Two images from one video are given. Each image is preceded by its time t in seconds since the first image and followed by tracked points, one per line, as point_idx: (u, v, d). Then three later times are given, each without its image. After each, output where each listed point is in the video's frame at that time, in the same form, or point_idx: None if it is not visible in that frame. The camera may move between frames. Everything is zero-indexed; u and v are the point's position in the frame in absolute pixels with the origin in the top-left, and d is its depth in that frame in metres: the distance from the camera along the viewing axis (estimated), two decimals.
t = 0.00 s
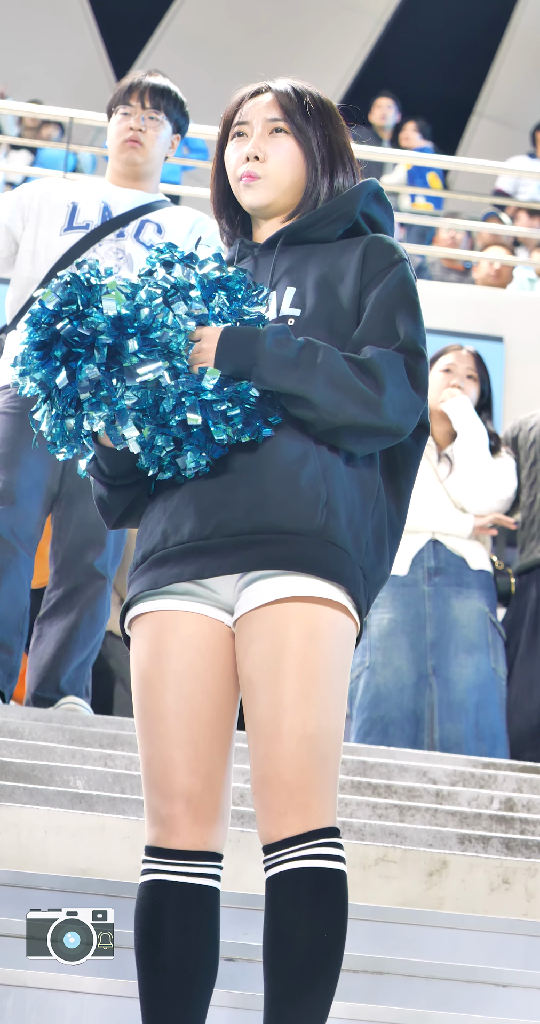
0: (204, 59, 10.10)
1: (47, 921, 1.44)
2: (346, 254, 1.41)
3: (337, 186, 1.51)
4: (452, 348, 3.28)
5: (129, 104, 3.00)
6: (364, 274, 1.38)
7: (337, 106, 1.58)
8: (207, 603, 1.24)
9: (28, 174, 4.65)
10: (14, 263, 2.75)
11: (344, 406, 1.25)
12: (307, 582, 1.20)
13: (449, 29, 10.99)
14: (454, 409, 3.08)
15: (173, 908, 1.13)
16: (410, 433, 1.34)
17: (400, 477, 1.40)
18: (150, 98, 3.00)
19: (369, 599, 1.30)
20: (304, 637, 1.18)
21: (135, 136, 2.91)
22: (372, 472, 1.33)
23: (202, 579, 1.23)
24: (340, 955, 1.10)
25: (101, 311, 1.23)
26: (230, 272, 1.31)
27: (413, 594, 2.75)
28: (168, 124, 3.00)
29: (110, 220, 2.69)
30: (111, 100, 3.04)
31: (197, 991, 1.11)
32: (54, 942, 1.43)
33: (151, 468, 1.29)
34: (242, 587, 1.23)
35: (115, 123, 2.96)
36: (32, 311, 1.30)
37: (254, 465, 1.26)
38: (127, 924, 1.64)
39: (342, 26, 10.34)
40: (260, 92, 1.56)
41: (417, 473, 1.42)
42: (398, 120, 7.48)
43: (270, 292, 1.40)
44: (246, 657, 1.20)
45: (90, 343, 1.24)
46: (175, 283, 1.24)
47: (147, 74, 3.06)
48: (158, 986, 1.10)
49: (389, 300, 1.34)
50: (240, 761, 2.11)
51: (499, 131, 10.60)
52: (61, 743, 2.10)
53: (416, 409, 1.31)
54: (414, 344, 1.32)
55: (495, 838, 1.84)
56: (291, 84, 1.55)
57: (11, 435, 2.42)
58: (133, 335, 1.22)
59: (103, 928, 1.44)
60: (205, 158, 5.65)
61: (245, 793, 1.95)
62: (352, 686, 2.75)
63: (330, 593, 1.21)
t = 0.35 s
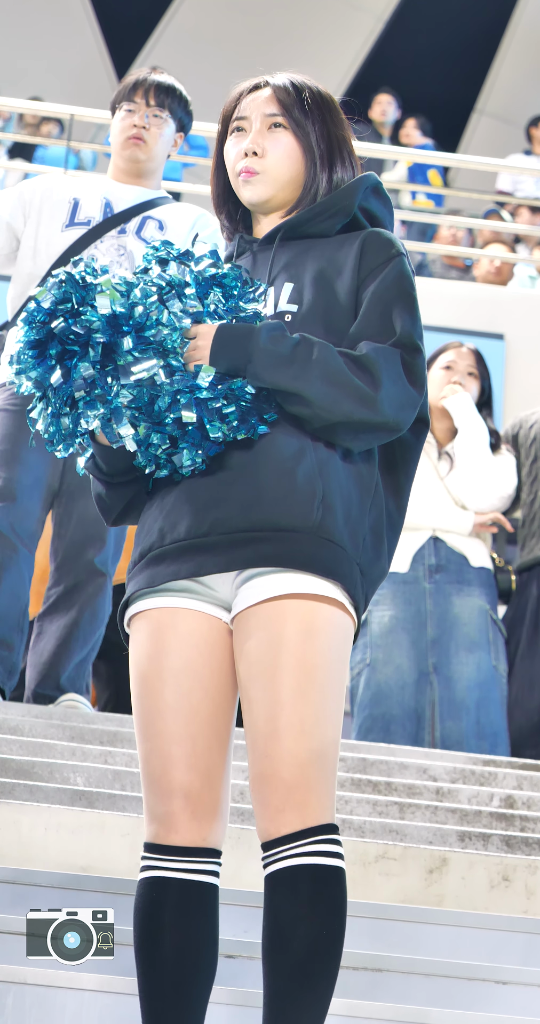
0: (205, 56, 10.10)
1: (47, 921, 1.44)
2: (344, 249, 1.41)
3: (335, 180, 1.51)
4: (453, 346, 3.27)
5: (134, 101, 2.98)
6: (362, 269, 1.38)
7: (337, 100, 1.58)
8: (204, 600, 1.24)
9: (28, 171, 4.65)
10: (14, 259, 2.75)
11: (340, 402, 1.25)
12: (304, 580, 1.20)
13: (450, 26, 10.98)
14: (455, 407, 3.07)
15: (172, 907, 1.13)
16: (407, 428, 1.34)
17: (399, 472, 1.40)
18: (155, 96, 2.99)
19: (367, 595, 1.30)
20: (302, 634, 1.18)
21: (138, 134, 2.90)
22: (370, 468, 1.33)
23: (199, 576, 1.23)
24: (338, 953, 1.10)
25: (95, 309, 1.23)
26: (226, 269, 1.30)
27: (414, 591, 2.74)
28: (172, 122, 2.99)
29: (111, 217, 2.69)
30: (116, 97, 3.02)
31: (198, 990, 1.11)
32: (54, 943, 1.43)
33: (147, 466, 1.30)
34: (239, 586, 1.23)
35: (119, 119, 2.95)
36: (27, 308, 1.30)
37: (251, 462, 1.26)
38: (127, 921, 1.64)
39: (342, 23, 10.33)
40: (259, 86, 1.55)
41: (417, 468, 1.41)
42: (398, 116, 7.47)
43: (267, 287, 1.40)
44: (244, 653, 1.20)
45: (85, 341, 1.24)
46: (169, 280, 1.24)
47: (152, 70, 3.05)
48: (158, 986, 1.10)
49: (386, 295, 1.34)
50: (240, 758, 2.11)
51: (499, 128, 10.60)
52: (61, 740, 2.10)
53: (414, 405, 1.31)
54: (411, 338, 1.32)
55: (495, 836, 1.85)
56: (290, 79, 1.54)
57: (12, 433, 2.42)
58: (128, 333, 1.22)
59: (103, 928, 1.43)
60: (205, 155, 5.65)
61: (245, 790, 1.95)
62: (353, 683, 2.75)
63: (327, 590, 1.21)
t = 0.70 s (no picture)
0: (205, 52, 10.09)
1: (48, 921, 1.43)
2: (340, 245, 1.41)
3: (333, 175, 1.50)
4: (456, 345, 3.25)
5: (137, 96, 2.97)
6: (358, 265, 1.38)
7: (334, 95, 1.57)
8: (201, 598, 1.24)
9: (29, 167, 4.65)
10: (16, 256, 2.75)
11: (335, 399, 1.24)
12: (301, 576, 1.20)
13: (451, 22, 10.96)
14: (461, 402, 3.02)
15: (172, 908, 1.12)
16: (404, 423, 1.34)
17: (397, 467, 1.40)
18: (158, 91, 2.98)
19: (364, 591, 1.30)
20: (299, 631, 1.18)
21: (141, 129, 2.89)
22: (367, 464, 1.33)
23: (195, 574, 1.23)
24: (338, 949, 1.10)
25: (90, 308, 1.23)
26: (221, 266, 1.30)
27: (417, 587, 2.74)
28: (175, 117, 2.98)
29: (112, 213, 2.68)
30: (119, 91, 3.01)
31: (199, 990, 1.11)
32: (54, 943, 1.43)
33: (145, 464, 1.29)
34: (236, 580, 1.23)
35: (122, 114, 2.94)
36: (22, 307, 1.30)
37: (246, 458, 1.26)
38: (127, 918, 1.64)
39: (343, 19, 10.31)
40: (256, 82, 1.55)
41: (415, 463, 1.41)
42: (399, 112, 7.46)
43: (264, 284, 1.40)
44: (240, 650, 1.20)
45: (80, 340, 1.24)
46: (163, 279, 1.24)
47: (155, 64, 3.03)
48: (158, 985, 1.10)
49: (382, 289, 1.34)
50: (239, 754, 2.11)
51: (500, 124, 10.58)
52: (62, 737, 2.10)
53: (410, 400, 1.31)
54: (406, 333, 1.32)
55: (495, 833, 1.84)
56: (288, 75, 1.54)
57: (13, 429, 2.43)
58: (123, 331, 1.22)
59: (103, 928, 1.43)
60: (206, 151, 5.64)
61: (245, 787, 1.95)
62: (352, 676, 2.73)
63: (321, 585, 1.21)
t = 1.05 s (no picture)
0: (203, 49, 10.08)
1: (47, 920, 1.43)
2: (338, 247, 1.42)
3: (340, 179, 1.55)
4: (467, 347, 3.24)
5: (137, 91, 2.97)
6: (356, 269, 1.39)
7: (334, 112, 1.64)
8: (201, 596, 1.23)
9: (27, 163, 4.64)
10: (15, 251, 2.75)
11: (339, 400, 1.25)
12: (305, 578, 1.20)
13: (449, 18, 10.94)
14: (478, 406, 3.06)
15: (173, 904, 1.12)
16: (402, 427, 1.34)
17: (389, 470, 1.40)
18: (158, 86, 2.98)
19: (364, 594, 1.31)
20: (304, 631, 1.18)
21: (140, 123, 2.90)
22: (363, 466, 1.33)
23: (199, 576, 1.23)
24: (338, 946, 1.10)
25: (98, 303, 1.21)
26: (225, 262, 1.30)
27: (424, 583, 2.74)
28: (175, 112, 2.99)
29: (111, 209, 2.69)
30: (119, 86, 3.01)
31: (199, 987, 1.11)
32: (54, 943, 1.43)
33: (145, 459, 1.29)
34: (242, 580, 1.23)
35: (121, 108, 2.94)
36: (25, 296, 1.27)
37: (250, 460, 1.26)
38: (125, 914, 1.64)
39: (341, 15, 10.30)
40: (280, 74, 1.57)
41: (407, 465, 1.41)
42: (396, 108, 7.45)
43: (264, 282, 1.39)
44: (245, 651, 1.20)
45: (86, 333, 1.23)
46: (169, 272, 1.24)
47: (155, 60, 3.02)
48: (157, 982, 1.10)
49: (383, 292, 1.34)
50: (236, 750, 2.11)
51: (497, 121, 10.58)
52: (58, 733, 2.10)
53: (411, 404, 1.31)
54: (408, 337, 1.32)
55: (491, 829, 1.84)
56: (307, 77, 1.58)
57: (11, 424, 2.42)
58: (131, 326, 1.21)
59: (103, 928, 1.43)
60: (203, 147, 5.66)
61: (242, 783, 1.95)
62: (351, 666, 2.71)
63: (325, 588, 1.21)
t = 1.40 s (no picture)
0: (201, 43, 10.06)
1: (47, 920, 1.43)
2: (359, 276, 1.44)
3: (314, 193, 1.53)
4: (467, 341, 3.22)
5: (138, 82, 2.91)
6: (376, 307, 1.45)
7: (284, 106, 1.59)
8: (240, 607, 1.24)
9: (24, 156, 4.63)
10: (14, 244, 2.72)
11: (391, 444, 1.36)
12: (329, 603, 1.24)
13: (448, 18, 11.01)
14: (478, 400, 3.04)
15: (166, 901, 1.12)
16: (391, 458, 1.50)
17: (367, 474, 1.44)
18: (159, 79, 2.91)
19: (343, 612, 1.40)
20: (315, 640, 1.21)
21: (140, 117, 2.86)
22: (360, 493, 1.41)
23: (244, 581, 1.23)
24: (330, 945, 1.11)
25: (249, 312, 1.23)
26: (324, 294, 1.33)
27: (423, 577, 2.75)
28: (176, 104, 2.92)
29: (110, 203, 2.72)
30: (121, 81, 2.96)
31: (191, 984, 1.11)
32: (54, 942, 1.43)
33: (208, 462, 1.24)
34: (264, 611, 1.24)
35: (121, 100, 2.89)
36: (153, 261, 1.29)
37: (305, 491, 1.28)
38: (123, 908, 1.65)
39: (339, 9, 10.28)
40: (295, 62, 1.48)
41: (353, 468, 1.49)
42: (395, 101, 7.43)
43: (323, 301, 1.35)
44: (257, 654, 1.22)
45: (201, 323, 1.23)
46: (294, 295, 1.25)
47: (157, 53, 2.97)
48: (150, 973, 1.10)
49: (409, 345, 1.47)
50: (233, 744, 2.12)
51: (496, 115, 10.57)
52: (56, 726, 2.10)
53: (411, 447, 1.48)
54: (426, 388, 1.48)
55: (489, 824, 1.86)
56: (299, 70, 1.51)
57: (9, 416, 2.43)
58: (266, 342, 1.23)
59: (103, 928, 1.43)
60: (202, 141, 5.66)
61: (239, 777, 1.95)
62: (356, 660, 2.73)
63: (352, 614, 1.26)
